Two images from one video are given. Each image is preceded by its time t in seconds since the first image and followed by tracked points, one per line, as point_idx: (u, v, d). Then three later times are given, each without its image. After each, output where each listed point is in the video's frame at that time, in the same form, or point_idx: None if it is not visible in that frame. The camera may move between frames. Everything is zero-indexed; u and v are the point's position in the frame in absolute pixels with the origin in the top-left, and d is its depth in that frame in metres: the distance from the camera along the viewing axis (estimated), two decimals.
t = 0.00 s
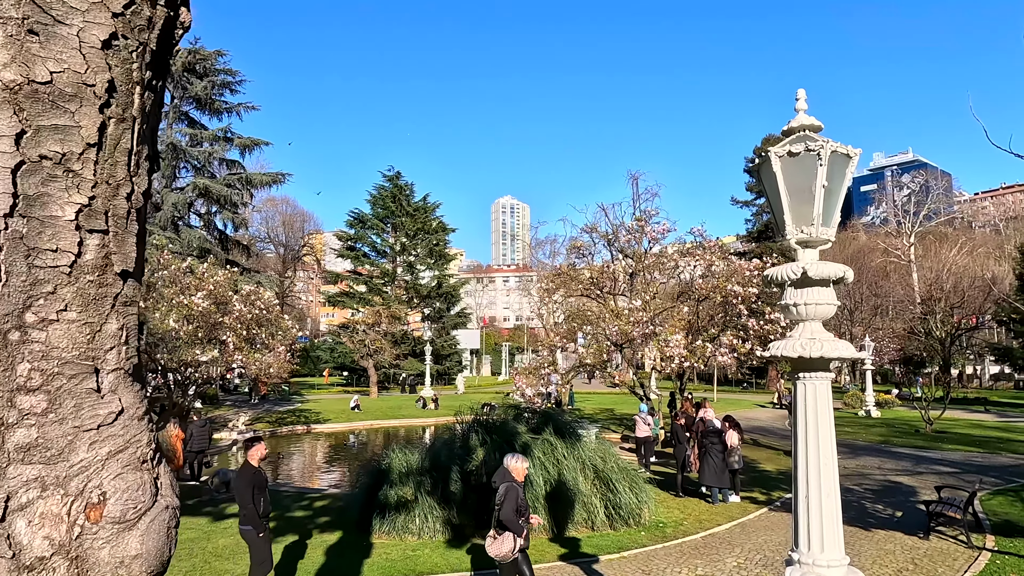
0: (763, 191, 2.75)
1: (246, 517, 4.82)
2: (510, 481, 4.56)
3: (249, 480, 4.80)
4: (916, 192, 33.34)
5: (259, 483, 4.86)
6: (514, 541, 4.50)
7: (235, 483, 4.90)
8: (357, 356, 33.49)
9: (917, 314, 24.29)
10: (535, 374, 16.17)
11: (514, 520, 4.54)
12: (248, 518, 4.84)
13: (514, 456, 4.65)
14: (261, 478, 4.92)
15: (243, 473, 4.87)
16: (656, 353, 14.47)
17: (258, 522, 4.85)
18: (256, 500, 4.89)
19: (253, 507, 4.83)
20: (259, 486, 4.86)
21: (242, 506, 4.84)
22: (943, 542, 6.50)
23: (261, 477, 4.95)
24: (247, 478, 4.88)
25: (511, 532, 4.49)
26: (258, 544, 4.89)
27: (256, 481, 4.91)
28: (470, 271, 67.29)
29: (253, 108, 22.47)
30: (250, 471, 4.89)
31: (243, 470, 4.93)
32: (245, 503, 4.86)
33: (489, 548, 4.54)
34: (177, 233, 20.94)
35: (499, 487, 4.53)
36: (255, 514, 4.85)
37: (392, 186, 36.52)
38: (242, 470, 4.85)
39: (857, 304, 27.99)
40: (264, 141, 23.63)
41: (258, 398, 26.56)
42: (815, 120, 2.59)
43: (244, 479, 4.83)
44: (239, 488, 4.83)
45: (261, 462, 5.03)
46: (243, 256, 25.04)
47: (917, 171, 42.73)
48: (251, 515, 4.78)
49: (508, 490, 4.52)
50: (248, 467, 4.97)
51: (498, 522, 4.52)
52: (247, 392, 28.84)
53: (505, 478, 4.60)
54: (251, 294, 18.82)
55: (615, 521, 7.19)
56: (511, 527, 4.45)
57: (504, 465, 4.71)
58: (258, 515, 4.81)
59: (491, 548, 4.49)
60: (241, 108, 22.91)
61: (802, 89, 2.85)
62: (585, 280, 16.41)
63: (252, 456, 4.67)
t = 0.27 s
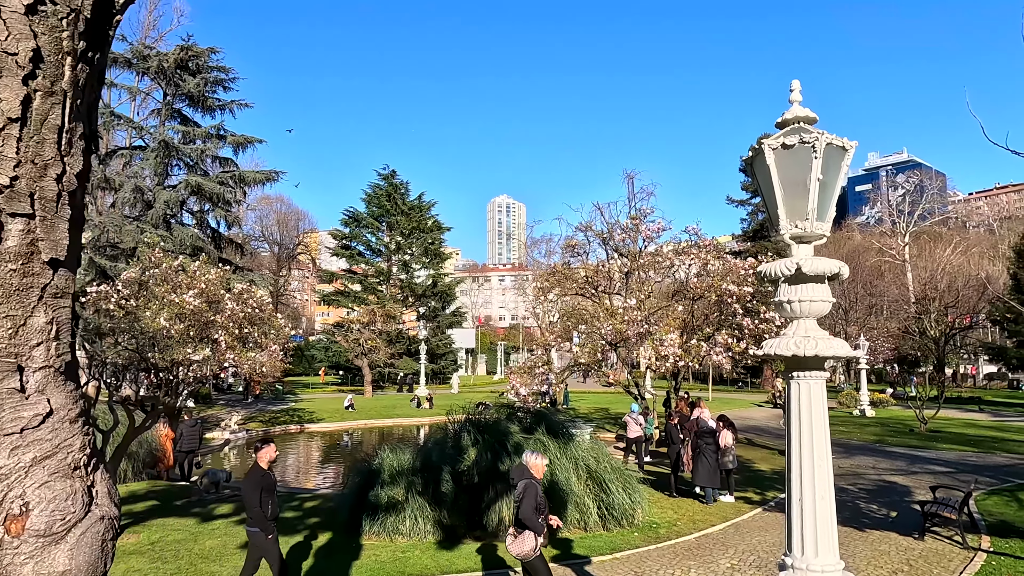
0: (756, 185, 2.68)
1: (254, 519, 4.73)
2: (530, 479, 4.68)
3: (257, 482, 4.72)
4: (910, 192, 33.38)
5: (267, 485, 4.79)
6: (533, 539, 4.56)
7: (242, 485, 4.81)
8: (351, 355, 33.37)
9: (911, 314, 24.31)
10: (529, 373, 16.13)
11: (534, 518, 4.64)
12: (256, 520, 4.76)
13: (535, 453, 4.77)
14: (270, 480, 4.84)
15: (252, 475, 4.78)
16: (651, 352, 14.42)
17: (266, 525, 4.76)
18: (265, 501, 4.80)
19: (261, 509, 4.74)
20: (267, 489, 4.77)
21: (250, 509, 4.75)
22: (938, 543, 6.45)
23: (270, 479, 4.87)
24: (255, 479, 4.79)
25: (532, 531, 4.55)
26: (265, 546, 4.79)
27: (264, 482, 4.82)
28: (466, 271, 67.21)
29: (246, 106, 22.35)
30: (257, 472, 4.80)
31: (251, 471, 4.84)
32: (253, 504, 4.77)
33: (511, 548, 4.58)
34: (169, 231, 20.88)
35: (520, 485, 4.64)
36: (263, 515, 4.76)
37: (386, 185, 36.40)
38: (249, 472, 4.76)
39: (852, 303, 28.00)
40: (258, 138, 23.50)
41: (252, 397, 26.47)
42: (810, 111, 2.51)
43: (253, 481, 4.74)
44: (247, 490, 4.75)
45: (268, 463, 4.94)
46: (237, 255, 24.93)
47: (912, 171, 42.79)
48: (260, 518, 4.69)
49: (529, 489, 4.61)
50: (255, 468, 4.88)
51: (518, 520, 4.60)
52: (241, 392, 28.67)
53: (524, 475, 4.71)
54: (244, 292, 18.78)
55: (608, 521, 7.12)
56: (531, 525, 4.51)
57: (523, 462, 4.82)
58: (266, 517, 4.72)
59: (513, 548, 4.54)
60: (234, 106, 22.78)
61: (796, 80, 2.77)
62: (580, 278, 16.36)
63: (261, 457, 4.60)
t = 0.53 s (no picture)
0: (743, 178, 2.62)
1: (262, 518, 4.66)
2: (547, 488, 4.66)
3: (268, 480, 4.67)
4: (902, 191, 33.46)
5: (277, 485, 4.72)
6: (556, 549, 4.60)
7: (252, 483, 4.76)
8: (343, 355, 33.23)
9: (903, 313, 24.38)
10: (521, 372, 16.08)
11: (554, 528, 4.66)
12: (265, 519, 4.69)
13: (551, 461, 4.75)
14: (280, 479, 4.78)
15: (261, 474, 4.72)
16: (642, 351, 14.38)
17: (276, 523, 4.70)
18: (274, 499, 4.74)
19: (270, 507, 4.68)
20: (277, 487, 4.73)
21: (260, 507, 4.69)
22: (928, 543, 6.41)
23: (279, 477, 4.79)
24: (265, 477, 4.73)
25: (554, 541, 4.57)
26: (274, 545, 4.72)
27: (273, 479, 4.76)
28: (459, 270, 67.09)
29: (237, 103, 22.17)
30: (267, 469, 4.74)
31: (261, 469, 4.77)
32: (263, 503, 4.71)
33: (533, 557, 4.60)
34: (158, 229, 20.57)
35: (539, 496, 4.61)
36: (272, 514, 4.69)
37: (379, 183, 36.25)
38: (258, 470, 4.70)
39: (844, 302, 28.05)
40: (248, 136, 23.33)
41: (243, 397, 26.33)
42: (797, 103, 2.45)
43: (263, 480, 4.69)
44: (257, 489, 4.69)
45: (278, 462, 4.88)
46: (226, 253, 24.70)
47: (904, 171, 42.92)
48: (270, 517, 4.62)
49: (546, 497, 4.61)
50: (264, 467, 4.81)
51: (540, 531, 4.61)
52: (232, 391, 28.50)
53: (544, 486, 4.70)
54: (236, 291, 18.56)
55: (598, 521, 7.06)
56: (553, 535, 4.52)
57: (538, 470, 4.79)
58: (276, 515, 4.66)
59: (535, 558, 4.56)
60: (224, 103, 22.59)
61: (784, 71, 2.71)
62: (572, 277, 16.31)
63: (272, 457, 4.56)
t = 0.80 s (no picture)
0: (734, 171, 2.54)
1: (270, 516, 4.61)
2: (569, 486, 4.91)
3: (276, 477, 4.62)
4: (894, 191, 33.59)
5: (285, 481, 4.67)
6: (583, 546, 4.76)
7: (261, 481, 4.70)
8: (335, 354, 33.09)
9: (893, 312, 24.48)
10: (513, 371, 16.03)
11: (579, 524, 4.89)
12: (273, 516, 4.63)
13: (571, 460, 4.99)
14: (289, 478, 4.73)
15: (269, 471, 4.68)
16: (634, 350, 14.36)
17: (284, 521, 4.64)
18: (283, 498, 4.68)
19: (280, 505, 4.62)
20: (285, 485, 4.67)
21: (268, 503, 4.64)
22: (920, 542, 6.37)
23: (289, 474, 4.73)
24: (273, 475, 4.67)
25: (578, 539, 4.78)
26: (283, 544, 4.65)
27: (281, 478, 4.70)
28: (452, 269, 67.00)
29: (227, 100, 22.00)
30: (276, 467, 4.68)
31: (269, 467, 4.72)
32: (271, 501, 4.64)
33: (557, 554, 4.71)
34: (147, 226, 20.37)
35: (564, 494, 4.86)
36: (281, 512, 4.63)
37: (371, 181, 36.12)
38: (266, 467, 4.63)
39: (836, 302, 28.13)
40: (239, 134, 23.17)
41: (234, 396, 26.19)
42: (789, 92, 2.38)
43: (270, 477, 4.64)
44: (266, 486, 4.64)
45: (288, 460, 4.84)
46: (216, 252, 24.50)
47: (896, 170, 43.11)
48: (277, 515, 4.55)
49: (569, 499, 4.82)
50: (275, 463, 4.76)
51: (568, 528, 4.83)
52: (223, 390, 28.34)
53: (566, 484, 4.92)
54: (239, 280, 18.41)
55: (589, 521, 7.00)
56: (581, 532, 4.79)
57: (560, 466, 5.06)
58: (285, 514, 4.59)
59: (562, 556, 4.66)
60: (213, 100, 22.42)
61: (775, 60, 2.64)
62: (564, 275, 16.26)
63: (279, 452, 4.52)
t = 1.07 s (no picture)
0: (732, 159, 2.47)
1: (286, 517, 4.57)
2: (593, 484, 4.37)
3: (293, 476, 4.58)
4: (886, 190, 33.68)
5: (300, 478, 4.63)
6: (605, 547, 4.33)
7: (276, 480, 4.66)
8: (328, 352, 32.93)
9: (886, 310, 24.54)
10: (507, 369, 15.94)
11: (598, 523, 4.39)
12: (288, 515, 4.59)
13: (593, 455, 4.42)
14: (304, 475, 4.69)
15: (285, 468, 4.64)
16: (628, 348, 14.31)
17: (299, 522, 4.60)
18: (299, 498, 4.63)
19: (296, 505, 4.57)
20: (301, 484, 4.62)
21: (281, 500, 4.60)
22: (917, 539, 6.33)
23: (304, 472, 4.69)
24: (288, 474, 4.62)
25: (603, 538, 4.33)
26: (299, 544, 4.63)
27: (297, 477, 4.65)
28: (446, 267, 66.84)
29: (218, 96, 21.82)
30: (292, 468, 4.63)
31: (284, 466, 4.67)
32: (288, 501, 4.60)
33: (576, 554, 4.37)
34: (137, 223, 20.17)
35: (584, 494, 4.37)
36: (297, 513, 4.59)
37: (364, 179, 35.96)
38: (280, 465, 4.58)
39: (829, 300, 28.16)
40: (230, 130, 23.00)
41: (226, 395, 26.02)
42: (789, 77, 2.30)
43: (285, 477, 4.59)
44: (281, 486, 4.60)
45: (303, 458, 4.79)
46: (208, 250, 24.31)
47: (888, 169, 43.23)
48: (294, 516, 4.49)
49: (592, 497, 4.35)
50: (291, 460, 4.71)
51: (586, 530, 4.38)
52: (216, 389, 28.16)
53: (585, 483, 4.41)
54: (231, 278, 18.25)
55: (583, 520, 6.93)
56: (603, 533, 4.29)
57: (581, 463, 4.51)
58: (300, 513, 4.54)
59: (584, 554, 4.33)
60: (205, 96, 22.24)
61: (774, 44, 2.56)
62: (558, 273, 16.18)
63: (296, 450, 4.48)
